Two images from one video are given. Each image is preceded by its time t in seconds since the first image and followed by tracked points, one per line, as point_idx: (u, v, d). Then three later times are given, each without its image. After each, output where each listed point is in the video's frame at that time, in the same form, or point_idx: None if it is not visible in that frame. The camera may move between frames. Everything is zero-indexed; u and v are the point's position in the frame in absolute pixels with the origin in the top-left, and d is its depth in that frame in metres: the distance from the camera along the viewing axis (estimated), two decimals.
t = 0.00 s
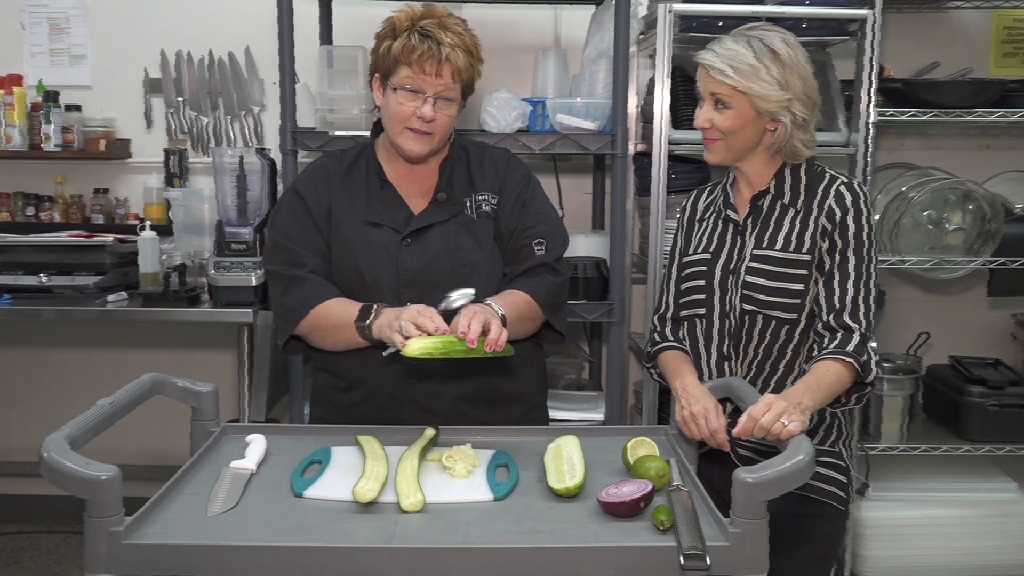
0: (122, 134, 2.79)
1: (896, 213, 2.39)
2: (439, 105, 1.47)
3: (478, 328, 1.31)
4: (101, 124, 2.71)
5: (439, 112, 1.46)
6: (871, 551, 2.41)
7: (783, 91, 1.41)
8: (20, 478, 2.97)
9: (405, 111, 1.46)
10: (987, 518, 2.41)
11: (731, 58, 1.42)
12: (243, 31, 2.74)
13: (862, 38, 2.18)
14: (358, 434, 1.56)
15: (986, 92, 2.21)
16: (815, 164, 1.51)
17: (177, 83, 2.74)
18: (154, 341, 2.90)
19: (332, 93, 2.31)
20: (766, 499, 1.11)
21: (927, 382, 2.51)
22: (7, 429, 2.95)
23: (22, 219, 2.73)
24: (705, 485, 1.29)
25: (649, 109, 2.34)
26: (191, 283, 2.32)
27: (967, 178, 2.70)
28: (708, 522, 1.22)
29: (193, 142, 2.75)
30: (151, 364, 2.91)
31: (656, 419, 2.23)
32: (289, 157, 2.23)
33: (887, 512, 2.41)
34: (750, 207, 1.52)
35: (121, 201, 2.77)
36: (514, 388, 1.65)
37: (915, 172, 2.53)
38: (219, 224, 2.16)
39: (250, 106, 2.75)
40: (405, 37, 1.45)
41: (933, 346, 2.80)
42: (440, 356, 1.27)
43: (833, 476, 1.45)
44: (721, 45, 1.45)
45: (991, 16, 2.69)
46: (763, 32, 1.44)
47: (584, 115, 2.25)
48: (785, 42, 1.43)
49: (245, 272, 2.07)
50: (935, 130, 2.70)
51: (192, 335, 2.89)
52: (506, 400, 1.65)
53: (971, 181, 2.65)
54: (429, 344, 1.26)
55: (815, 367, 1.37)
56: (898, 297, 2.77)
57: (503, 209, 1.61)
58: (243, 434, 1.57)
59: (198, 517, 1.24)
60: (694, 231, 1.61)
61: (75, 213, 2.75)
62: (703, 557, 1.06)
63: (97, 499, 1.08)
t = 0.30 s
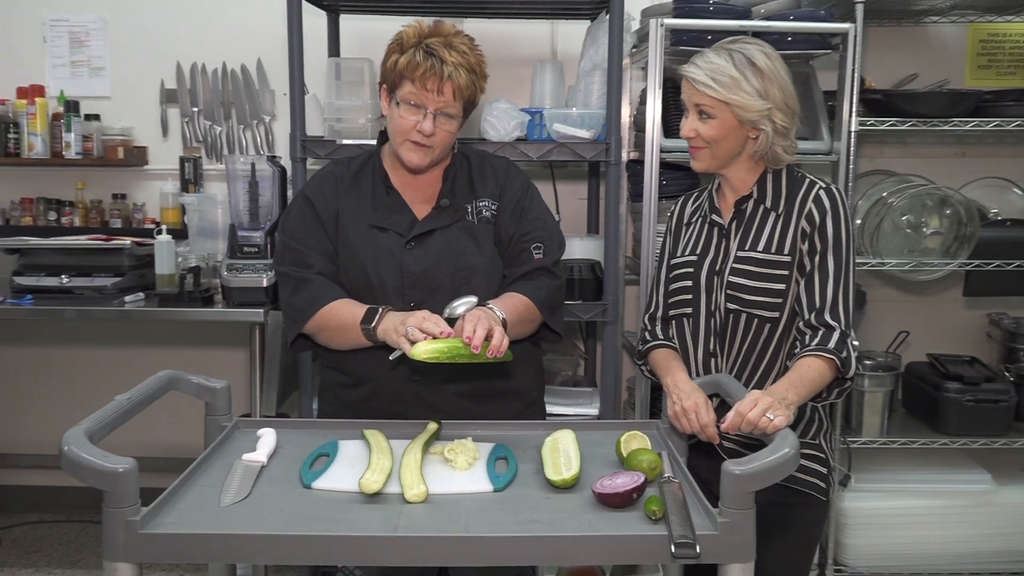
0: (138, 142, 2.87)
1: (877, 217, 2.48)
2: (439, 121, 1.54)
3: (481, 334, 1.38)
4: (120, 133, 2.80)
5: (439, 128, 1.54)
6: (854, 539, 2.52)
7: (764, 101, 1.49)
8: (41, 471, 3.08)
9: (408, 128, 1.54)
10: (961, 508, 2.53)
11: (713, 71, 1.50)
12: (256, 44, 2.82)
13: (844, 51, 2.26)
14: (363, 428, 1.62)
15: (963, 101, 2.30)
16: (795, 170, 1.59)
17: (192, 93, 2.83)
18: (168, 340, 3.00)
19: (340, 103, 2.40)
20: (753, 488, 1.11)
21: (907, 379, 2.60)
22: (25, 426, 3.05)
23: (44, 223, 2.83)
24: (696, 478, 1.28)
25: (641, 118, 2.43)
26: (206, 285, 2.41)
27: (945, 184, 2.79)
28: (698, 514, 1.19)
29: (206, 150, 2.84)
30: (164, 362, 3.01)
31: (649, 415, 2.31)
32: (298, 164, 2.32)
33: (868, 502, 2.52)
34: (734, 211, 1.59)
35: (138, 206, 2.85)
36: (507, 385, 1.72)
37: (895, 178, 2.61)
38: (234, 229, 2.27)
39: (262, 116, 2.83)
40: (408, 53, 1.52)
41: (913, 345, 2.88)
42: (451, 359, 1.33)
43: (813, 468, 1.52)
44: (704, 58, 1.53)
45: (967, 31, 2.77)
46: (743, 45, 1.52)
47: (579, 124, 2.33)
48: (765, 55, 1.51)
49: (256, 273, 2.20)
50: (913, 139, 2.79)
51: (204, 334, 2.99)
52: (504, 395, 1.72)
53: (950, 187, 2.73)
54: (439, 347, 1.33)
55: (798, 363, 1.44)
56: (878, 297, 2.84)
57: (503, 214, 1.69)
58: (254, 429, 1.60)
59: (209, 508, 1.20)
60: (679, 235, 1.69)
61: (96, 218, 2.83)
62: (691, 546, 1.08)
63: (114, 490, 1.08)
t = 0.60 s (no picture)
0: (142, 143, 2.89)
1: (873, 217, 2.50)
2: (447, 140, 1.50)
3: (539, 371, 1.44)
4: (124, 134, 2.83)
5: (447, 147, 1.50)
6: (852, 537, 2.53)
7: (763, 103, 1.51)
8: (46, 469, 3.10)
9: (415, 147, 1.50)
10: (958, 505, 2.54)
11: (711, 75, 1.51)
12: (259, 46, 2.84)
13: (840, 53, 2.28)
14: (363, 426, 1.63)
15: (958, 103, 2.32)
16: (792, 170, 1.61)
17: (196, 95, 2.85)
18: (171, 339, 3.02)
19: (341, 104, 2.41)
20: (752, 487, 1.13)
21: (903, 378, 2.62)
22: (29, 425, 3.07)
23: (49, 224, 2.86)
24: (695, 477, 1.28)
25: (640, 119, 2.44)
26: (209, 284, 2.43)
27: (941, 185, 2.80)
28: (696, 512, 1.20)
29: (210, 151, 2.86)
30: (166, 361, 3.03)
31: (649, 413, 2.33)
32: (300, 165, 2.33)
33: (865, 499, 2.54)
34: (733, 212, 1.61)
35: (142, 207, 2.87)
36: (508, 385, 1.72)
37: (891, 179, 2.63)
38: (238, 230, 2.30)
39: (264, 117, 2.85)
40: (411, 75, 1.45)
41: (910, 344, 2.90)
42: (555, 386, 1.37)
43: (810, 466, 1.54)
44: (700, 63, 1.54)
45: (962, 33, 2.78)
46: (739, 48, 1.54)
47: (579, 125, 2.35)
48: (760, 56, 1.53)
49: (258, 273, 2.22)
50: (910, 141, 2.81)
51: (207, 333, 3.01)
52: (503, 395, 1.73)
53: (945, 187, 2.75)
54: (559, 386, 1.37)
55: (797, 362, 1.46)
56: (875, 297, 2.86)
57: (509, 220, 1.69)
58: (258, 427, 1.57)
59: (212, 505, 1.19)
60: (677, 235, 1.71)
61: (100, 219, 2.86)
62: (689, 541, 1.09)
63: (117, 488, 1.09)
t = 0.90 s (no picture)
0: (144, 143, 2.89)
1: (874, 217, 2.50)
2: (460, 143, 1.49)
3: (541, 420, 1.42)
4: (125, 134, 2.83)
5: (462, 149, 1.50)
6: (853, 537, 2.53)
7: (770, 103, 1.50)
8: (46, 469, 3.10)
9: (428, 151, 1.49)
10: (959, 505, 2.54)
11: (717, 78, 1.50)
12: (260, 46, 2.84)
13: (842, 53, 2.28)
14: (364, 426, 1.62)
15: (959, 103, 2.32)
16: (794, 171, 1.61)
17: (197, 94, 2.85)
18: (172, 339, 3.02)
19: (343, 104, 2.41)
20: (753, 487, 1.12)
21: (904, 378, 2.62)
22: (30, 425, 3.07)
23: (50, 223, 2.86)
24: (696, 476, 1.28)
25: (641, 119, 2.45)
26: (210, 284, 2.44)
27: (942, 185, 2.80)
28: (697, 511, 1.20)
29: (211, 151, 2.86)
30: (167, 360, 3.02)
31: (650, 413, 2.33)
32: (301, 165, 2.34)
33: (866, 499, 2.54)
34: (735, 211, 1.61)
35: (143, 206, 2.87)
36: (508, 387, 1.71)
37: (891, 179, 2.63)
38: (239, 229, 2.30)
39: (265, 117, 2.86)
40: (421, 79, 1.45)
41: (911, 344, 2.90)
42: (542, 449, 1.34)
43: (812, 466, 1.54)
44: (704, 66, 1.53)
45: (964, 33, 2.78)
46: (740, 49, 1.53)
47: (579, 125, 2.35)
48: (762, 55, 1.52)
49: (260, 273, 2.23)
50: (912, 140, 2.81)
51: (208, 332, 3.01)
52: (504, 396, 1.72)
53: (947, 187, 2.74)
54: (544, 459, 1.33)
55: (798, 363, 1.46)
56: (876, 297, 2.86)
57: (511, 232, 1.65)
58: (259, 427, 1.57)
59: (213, 504, 1.19)
60: (678, 234, 1.71)
61: (101, 218, 2.86)
62: (689, 541, 1.09)
63: (119, 487, 1.09)
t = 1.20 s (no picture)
0: (148, 143, 2.90)
1: (878, 217, 2.49)
2: (457, 150, 1.49)
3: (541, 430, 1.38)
4: (130, 134, 2.84)
5: (458, 156, 1.49)
6: (856, 537, 2.53)
7: (780, 103, 1.50)
8: (50, 468, 3.10)
9: (426, 156, 1.49)
10: (963, 506, 2.54)
11: (726, 79, 1.49)
12: (263, 46, 2.85)
13: (846, 53, 2.27)
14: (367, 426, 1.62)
15: (963, 103, 2.31)
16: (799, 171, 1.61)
17: (201, 95, 2.85)
18: (175, 338, 3.02)
19: (346, 105, 2.41)
20: (757, 487, 1.12)
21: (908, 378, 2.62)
22: (34, 424, 3.08)
23: (55, 223, 2.86)
24: (699, 476, 1.27)
25: (645, 119, 2.45)
26: (214, 284, 2.44)
27: (946, 185, 2.79)
28: (701, 511, 1.20)
29: (215, 151, 2.86)
30: (170, 360, 3.03)
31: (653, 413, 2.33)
32: (305, 164, 2.34)
33: (869, 499, 2.53)
34: (738, 211, 1.61)
35: (147, 206, 2.88)
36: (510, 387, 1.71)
37: (895, 178, 2.63)
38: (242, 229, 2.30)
39: (269, 117, 2.86)
40: (416, 82, 1.44)
41: (915, 344, 2.90)
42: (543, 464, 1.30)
43: (816, 466, 1.54)
44: (712, 66, 1.52)
45: (968, 32, 2.78)
46: (746, 49, 1.52)
47: (583, 125, 2.35)
48: (768, 54, 1.52)
49: (264, 273, 2.23)
50: (915, 140, 2.80)
51: (212, 332, 3.02)
52: (506, 396, 1.71)
53: (951, 187, 2.74)
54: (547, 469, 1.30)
55: (803, 362, 1.46)
56: (880, 297, 2.85)
57: (512, 238, 1.63)
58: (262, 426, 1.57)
59: (216, 504, 1.19)
60: (682, 233, 1.70)
61: (106, 218, 2.86)
62: (693, 541, 1.09)
63: (123, 487, 1.09)
